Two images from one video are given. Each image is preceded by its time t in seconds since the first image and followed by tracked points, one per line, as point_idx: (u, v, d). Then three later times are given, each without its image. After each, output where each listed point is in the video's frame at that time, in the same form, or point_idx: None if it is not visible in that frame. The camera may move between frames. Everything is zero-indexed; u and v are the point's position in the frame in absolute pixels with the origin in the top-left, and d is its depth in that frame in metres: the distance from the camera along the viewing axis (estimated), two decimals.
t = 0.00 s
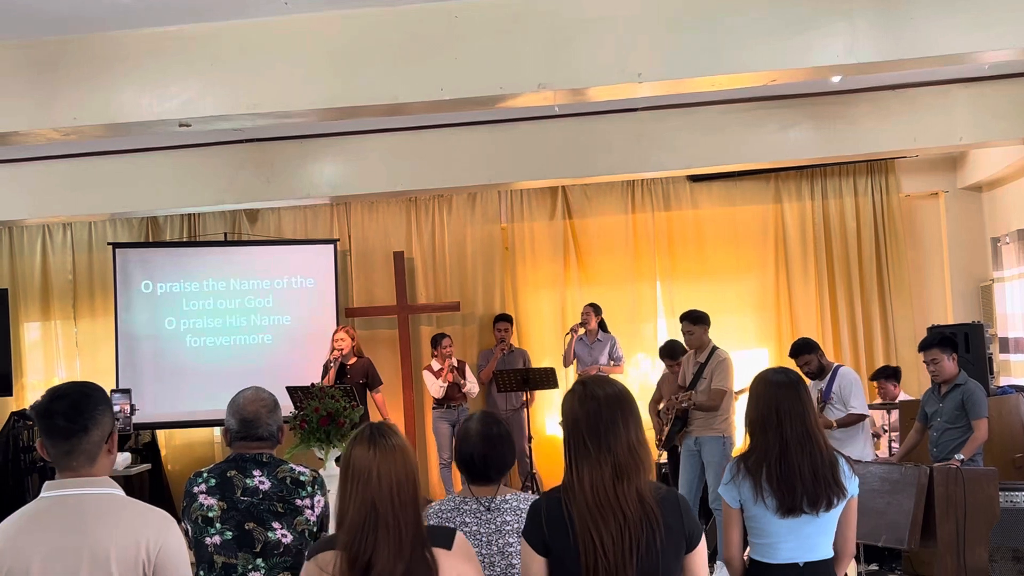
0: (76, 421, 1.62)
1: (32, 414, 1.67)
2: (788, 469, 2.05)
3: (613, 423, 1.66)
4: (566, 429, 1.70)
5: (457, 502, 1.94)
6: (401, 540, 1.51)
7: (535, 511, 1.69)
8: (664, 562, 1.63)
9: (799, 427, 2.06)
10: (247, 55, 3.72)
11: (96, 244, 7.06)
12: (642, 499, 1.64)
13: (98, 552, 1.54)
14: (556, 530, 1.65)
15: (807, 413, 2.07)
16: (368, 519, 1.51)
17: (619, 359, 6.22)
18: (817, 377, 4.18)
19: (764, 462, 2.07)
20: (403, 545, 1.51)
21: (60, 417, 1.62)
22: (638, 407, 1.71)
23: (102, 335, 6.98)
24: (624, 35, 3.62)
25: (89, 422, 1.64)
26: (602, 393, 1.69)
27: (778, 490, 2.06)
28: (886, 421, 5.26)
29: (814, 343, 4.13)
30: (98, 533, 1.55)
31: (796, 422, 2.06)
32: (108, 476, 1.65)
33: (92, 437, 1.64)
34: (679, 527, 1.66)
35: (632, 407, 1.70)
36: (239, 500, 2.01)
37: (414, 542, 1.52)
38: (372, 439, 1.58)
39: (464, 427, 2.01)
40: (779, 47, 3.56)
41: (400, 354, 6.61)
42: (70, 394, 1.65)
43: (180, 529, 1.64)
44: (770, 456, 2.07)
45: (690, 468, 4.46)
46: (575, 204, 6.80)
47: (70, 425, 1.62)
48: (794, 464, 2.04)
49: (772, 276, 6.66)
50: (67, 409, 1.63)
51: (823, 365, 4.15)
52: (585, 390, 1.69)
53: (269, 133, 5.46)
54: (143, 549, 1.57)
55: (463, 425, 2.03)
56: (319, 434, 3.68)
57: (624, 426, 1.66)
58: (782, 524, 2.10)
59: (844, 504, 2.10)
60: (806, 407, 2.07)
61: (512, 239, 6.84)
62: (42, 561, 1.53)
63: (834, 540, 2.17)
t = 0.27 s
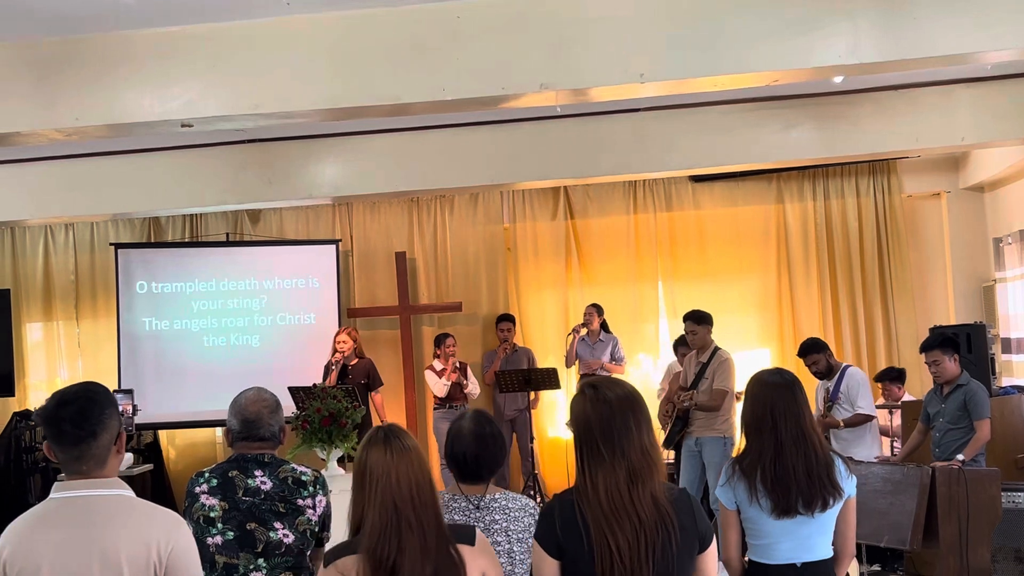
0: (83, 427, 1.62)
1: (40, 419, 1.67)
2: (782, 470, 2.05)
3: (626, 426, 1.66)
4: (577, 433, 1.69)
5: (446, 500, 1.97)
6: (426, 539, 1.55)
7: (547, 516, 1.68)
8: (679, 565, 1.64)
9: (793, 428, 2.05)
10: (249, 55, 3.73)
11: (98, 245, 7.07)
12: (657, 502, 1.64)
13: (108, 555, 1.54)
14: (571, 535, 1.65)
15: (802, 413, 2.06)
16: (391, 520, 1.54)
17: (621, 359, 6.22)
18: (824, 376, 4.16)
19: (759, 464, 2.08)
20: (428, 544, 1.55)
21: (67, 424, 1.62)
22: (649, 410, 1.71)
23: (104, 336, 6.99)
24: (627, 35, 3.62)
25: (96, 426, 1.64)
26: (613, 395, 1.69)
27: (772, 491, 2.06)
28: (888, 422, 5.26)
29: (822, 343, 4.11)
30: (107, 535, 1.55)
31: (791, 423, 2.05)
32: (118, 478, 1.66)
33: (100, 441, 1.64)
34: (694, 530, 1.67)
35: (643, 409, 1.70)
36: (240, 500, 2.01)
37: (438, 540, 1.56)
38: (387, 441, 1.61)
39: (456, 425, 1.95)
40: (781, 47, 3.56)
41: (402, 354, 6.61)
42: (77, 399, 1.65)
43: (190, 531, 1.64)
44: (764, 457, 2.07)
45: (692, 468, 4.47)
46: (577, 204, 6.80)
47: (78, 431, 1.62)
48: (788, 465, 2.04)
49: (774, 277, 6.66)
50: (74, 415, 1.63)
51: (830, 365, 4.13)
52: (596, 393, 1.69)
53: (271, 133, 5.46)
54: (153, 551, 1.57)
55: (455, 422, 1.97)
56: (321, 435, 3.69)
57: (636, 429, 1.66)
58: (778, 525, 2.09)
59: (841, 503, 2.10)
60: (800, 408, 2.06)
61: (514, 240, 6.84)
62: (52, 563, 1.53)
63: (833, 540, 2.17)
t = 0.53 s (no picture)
0: (102, 426, 1.62)
1: (56, 418, 1.65)
2: (777, 471, 2.04)
3: (638, 429, 1.66)
4: (588, 436, 1.68)
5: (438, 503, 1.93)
6: (442, 536, 1.55)
7: (558, 520, 1.67)
8: (691, 567, 1.65)
9: (788, 428, 2.05)
10: (251, 56, 3.73)
11: (100, 246, 7.08)
12: (669, 504, 1.65)
13: (122, 555, 1.54)
14: (583, 537, 1.64)
15: (796, 414, 2.06)
16: (407, 517, 1.55)
17: (623, 360, 6.22)
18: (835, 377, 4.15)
19: (754, 465, 2.07)
20: (444, 540, 1.55)
21: (86, 422, 1.61)
22: (659, 412, 1.72)
23: (105, 336, 6.99)
24: (629, 36, 3.62)
25: (114, 426, 1.63)
26: (624, 397, 1.68)
27: (768, 492, 2.06)
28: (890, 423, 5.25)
29: (833, 343, 4.10)
30: (122, 536, 1.55)
31: (786, 423, 2.05)
32: (133, 479, 1.65)
33: (118, 441, 1.63)
34: (705, 531, 1.68)
35: (653, 412, 1.71)
36: (242, 501, 2.01)
37: (453, 537, 1.57)
38: (398, 440, 1.62)
39: (455, 426, 1.93)
40: (783, 48, 3.56)
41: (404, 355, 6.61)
42: (96, 398, 1.64)
43: (203, 532, 1.64)
44: (760, 459, 2.06)
45: (694, 469, 4.47)
46: (579, 205, 6.80)
47: (96, 430, 1.61)
48: (783, 466, 2.04)
49: (775, 278, 6.66)
50: (93, 414, 1.62)
51: (841, 366, 4.12)
52: (607, 396, 1.68)
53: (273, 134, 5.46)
54: (167, 553, 1.57)
55: (455, 424, 1.94)
56: (323, 436, 3.69)
57: (648, 431, 1.67)
58: (775, 526, 2.09)
59: (839, 503, 2.09)
60: (795, 409, 2.06)
61: (516, 241, 6.84)
62: (66, 563, 1.54)
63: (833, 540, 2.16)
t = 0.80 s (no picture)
0: (121, 423, 1.63)
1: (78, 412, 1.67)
2: (774, 472, 2.04)
3: (645, 430, 1.66)
4: (594, 437, 1.68)
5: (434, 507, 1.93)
6: (441, 535, 1.56)
7: (564, 521, 1.68)
8: (696, 568, 1.65)
9: (785, 429, 2.05)
10: (253, 57, 3.74)
11: (103, 246, 7.09)
12: (675, 506, 1.65)
13: (132, 556, 1.54)
14: (588, 538, 1.65)
15: (794, 415, 2.05)
16: (406, 516, 1.55)
17: (625, 361, 6.22)
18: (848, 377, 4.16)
19: (752, 467, 2.08)
20: (443, 540, 1.56)
21: (106, 417, 1.63)
22: (665, 413, 1.72)
23: (107, 337, 7.00)
24: (632, 37, 3.62)
25: (133, 424, 1.65)
26: (630, 398, 1.68)
27: (765, 493, 2.06)
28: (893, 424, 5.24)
29: (847, 343, 4.10)
30: (131, 536, 1.55)
31: (783, 424, 2.05)
32: (146, 480, 1.66)
33: (134, 439, 1.64)
34: (711, 533, 1.68)
35: (659, 413, 1.71)
36: (243, 502, 2.02)
37: (451, 537, 1.58)
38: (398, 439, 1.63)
39: (458, 429, 1.93)
40: (785, 49, 3.56)
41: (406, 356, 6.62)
42: (118, 394, 1.66)
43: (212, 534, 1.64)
44: (757, 460, 2.07)
45: (696, 470, 4.47)
46: (581, 206, 6.80)
47: (115, 427, 1.63)
48: (780, 466, 2.04)
49: (777, 279, 6.65)
50: (114, 410, 1.64)
51: (854, 366, 4.13)
52: (613, 397, 1.68)
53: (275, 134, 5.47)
54: (176, 554, 1.57)
55: (459, 427, 1.94)
56: (325, 437, 3.69)
57: (654, 433, 1.67)
58: (774, 528, 2.09)
59: (838, 504, 2.09)
60: (793, 410, 2.06)
61: (517, 242, 6.85)
62: (76, 562, 1.54)
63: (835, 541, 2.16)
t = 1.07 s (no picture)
0: (117, 425, 1.64)
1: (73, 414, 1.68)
2: (774, 472, 2.05)
3: (645, 431, 1.66)
4: (595, 437, 1.68)
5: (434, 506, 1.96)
6: (424, 537, 1.56)
7: (564, 519, 1.68)
8: (695, 569, 1.65)
9: (785, 429, 2.05)
10: (255, 58, 3.74)
11: (104, 247, 7.10)
12: (674, 507, 1.65)
13: (129, 556, 1.54)
14: (588, 537, 1.65)
15: (794, 415, 2.05)
16: (390, 516, 1.55)
17: (625, 361, 6.22)
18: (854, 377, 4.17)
19: (752, 468, 2.08)
20: (426, 542, 1.56)
21: (101, 419, 1.63)
22: (666, 414, 1.72)
23: (109, 337, 7.00)
24: (633, 38, 3.62)
25: (128, 426, 1.65)
26: (632, 399, 1.68)
27: (766, 494, 2.06)
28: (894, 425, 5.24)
29: (854, 343, 4.12)
30: (128, 536, 1.56)
31: (783, 424, 2.05)
32: (142, 481, 1.66)
33: (130, 441, 1.64)
34: (710, 532, 1.68)
35: (661, 413, 1.71)
36: (244, 502, 2.02)
37: (435, 540, 1.57)
38: (388, 439, 1.62)
39: (458, 429, 1.95)
40: (786, 50, 3.56)
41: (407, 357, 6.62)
42: (113, 396, 1.67)
43: (209, 534, 1.64)
44: (757, 460, 2.07)
45: (698, 471, 4.47)
46: (582, 207, 6.80)
47: (110, 428, 1.63)
48: (780, 466, 2.04)
49: (779, 279, 6.65)
50: (109, 411, 1.64)
51: (861, 366, 4.14)
52: (615, 397, 1.68)
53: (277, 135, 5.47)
54: (173, 554, 1.57)
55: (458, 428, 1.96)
56: (326, 437, 3.69)
57: (655, 434, 1.67)
58: (776, 528, 2.09)
59: (840, 505, 2.09)
60: (793, 410, 2.05)
61: (519, 242, 6.85)
62: (72, 561, 1.54)
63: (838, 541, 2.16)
